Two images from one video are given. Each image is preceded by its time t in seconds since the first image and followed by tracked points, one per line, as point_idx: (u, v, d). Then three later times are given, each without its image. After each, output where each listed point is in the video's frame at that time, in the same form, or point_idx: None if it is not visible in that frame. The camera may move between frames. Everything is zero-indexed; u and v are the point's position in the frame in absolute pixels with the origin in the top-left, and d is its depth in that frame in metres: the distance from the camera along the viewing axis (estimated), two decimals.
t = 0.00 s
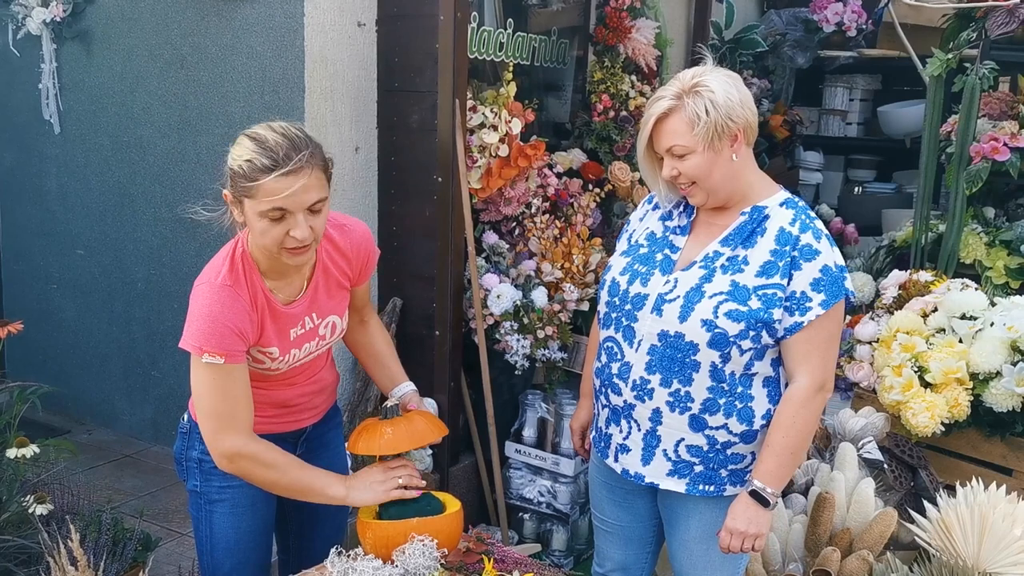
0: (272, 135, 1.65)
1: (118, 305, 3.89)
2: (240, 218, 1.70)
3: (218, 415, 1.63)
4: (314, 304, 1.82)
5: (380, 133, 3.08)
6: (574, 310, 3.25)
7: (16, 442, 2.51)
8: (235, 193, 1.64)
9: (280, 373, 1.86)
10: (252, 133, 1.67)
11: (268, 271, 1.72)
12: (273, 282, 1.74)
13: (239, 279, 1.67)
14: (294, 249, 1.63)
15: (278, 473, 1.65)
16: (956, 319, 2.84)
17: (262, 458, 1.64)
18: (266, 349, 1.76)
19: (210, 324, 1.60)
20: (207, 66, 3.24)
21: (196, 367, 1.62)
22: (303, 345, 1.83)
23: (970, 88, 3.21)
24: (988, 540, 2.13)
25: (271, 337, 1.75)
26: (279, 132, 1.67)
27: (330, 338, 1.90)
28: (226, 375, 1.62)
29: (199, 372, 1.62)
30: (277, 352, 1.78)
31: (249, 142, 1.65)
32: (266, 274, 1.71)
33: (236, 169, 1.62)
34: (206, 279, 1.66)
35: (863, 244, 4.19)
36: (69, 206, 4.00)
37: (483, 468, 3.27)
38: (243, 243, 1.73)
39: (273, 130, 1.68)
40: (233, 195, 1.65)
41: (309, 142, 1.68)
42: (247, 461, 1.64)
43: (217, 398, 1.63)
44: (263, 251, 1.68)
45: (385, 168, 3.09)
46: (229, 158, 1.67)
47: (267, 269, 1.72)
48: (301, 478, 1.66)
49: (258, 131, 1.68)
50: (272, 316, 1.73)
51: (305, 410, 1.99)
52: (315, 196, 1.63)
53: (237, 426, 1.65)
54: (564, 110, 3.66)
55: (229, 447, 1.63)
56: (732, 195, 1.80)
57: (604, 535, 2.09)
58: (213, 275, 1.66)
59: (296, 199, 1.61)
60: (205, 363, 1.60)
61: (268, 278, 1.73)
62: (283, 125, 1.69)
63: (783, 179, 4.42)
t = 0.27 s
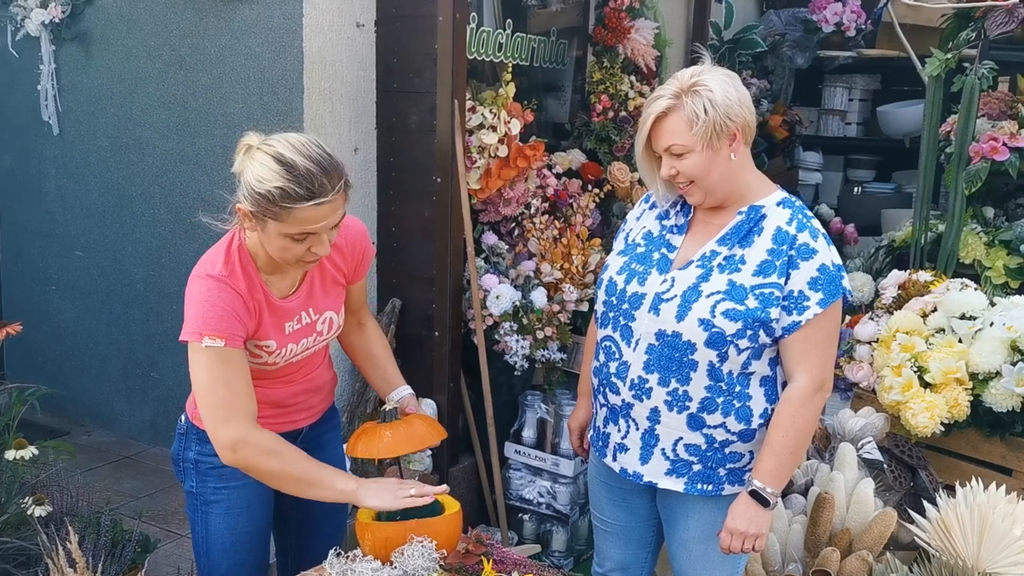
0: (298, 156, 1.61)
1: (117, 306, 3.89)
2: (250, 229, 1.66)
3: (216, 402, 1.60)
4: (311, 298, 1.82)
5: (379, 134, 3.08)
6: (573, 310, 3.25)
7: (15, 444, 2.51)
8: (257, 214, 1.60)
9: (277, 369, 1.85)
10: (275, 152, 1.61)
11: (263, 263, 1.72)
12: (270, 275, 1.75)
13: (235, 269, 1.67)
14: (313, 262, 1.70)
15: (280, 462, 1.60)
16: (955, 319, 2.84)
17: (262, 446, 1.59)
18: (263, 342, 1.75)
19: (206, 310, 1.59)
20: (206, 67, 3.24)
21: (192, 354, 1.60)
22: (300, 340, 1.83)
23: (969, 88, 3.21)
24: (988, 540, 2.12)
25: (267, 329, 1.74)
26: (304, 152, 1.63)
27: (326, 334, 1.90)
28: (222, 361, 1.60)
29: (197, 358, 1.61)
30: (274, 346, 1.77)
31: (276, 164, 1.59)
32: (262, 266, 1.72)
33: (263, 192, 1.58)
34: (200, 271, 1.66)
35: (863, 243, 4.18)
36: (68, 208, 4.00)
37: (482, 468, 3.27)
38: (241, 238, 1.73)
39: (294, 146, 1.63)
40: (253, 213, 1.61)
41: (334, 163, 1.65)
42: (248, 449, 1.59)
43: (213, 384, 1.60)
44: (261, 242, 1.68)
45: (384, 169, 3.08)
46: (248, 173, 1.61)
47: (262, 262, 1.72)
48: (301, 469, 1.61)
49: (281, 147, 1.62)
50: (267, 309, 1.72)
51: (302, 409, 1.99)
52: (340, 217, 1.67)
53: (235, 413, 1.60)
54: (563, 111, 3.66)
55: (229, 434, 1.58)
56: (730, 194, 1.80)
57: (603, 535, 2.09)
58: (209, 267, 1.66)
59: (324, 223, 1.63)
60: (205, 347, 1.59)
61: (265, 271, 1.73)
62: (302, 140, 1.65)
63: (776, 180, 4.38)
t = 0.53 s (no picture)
0: (307, 157, 1.61)
1: (116, 307, 3.89)
2: (255, 230, 1.66)
3: (189, 403, 1.64)
4: (311, 301, 1.82)
5: (379, 134, 3.08)
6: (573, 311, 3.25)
7: (14, 445, 2.50)
8: (264, 214, 1.60)
9: (276, 371, 1.85)
10: (283, 152, 1.61)
11: (266, 266, 1.71)
12: (271, 278, 1.74)
13: (236, 273, 1.66)
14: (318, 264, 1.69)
15: (237, 462, 1.68)
16: (955, 319, 2.84)
17: (222, 447, 1.66)
18: (262, 346, 1.75)
19: (203, 318, 1.60)
20: (205, 67, 3.24)
21: (180, 358, 1.62)
22: (300, 342, 1.82)
23: (969, 88, 3.21)
24: (988, 542, 2.12)
25: (266, 332, 1.74)
26: (313, 153, 1.63)
27: (326, 335, 1.90)
28: (211, 369, 1.62)
29: (184, 365, 1.62)
30: (272, 349, 1.77)
31: (284, 164, 1.59)
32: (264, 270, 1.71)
33: (271, 192, 1.58)
34: (201, 274, 1.66)
35: (863, 243, 4.18)
36: (68, 208, 3.99)
37: (482, 469, 3.27)
38: (244, 241, 1.73)
39: (302, 147, 1.64)
40: (259, 213, 1.60)
41: (342, 165, 1.66)
42: (207, 446, 1.66)
43: (192, 387, 1.63)
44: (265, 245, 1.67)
45: (383, 170, 3.08)
46: (257, 173, 1.61)
47: (265, 265, 1.72)
48: (259, 470, 1.68)
49: (289, 148, 1.63)
50: (267, 312, 1.72)
51: (302, 410, 1.99)
52: (347, 219, 1.67)
53: (205, 414, 1.65)
54: (562, 111, 3.66)
55: (196, 431, 1.65)
56: (728, 193, 1.80)
57: (603, 535, 2.08)
58: (210, 270, 1.66)
59: (332, 225, 1.63)
60: (192, 355, 1.60)
61: (266, 274, 1.73)
62: (310, 141, 1.65)
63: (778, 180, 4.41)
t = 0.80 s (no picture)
0: (302, 162, 1.60)
1: (116, 307, 3.88)
2: (250, 234, 1.66)
3: (201, 412, 1.63)
4: (309, 304, 1.81)
5: (379, 135, 3.07)
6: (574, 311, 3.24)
7: (14, 446, 2.50)
8: (259, 219, 1.59)
9: (276, 374, 1.85)
10: (279, 157, 1.61)
11: (263, 271, 1.71)
12: (269, 282, 1.74)
13: (234, 278, 1.66)
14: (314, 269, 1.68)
15: (258, 473, 1.67)
16: (956, 319, 2.83)
17: (242, 458, 1.65)
18: (260, 350, 1.75)
19: (203, 323, 1.60)
20: (205, 68, 3.23)
21: (185, 365, 1.62)
22: (299, 346, 1.82)
23: (969, 88, 3.20)
24: (989, 543, 2.11)
25: (265, 337, 1.74)
26: (308, 158, 1.62)
27: (325, 338, 1.89)
28: (216, 375, 1.62)
29: (187, 371, 1.62)
30: (271, 353, 1.77)
31: (279, 170, 1.59)
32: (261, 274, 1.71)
33: (266, 197, 1.57)
34: (200, 279, 1.66)
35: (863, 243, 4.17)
36: (67, 208, 3.99)
37: (483, 469, 3.26)
38: (240, 245, 1.72)
39: (298, 151, 1.63)
40: (255, 218, 1.60)
41: (338, 170, 1.65)
42: (227, 458, 1.66)
43: (202, 395, 1.62)
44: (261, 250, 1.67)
45: (383, 170, 3.08)
46: (251, 177, 1.60)
47: (262, 269, 1.71)
48: (278, 480, 1.68)
49: (284, 153, 1.62)
50: (266, 316, 1.72)
51: (301, 411, 1.98)
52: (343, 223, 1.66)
53: (219, 423, 1.64)
54: (562, 111, 3.66)
55: (213, 442, 1.64)
56: (728, 193, 1.79)
57: (603, 535, 2.08)
58: (207, 276, 1.66)
59: (327, 229, 1.63)
60: (195, 362, 1.60)
61: (264, 278, 1.72)
62: (306, 146, 1.65)
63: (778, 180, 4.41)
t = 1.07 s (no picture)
0: (299, 167, 1.60)
1: (117, 308, 3.88)
2: (248, 239, 1.65)
3: (213, 417, 1.64)
4: (310, 306, 1.81)
5: (379, 135, 3.07)
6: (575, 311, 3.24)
7: (14, 446, 2.50)
8: (256, 223, 1.59)
9: (276, 376, 1.85)
10: (277, 161, 1.61)
11: (263, 274, 1.71)
12: (269, 285, 1.73)
13: (234, 282, 1.66)
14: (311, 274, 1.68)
15: (275, 475, 1.68)
16: (958, 318, 2.82)
17: (259, 460, 1.66)
18: (261, 354, 1.75)
19: (204, 328, 1.60)
20: (205, 68, 3.23)
21: (191, 370, 1.63)
22: (299, 348, 1.82)
23: (971, 87, 3.19)
24: (992, 543, 2.11)
25: (266, 340, 1.74)
26: (306, 163, 1.62)
27: (325, 340, 1.89)
28: (222, 379, 1.62)
29: (194, 376, 1.63)
30: (272, 356, 1.77)
31: (276, 174, 1.59)
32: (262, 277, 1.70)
33: (263, 202, 1.57)
34: (200, 283, 1.65)
35: (865, 243, 4.17)
36: (68, 209, 3.99)
37: (483, 470, 3.26)
38: (240, 248, 1.71)
39: (295, 156, 1.63)
40: (252, 223, 1.59)
41: (336, 175, 1.65)
42: (245, 462, 1.66)
43: (211, 399, 1.63)
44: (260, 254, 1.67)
45: (384, 170, 3.08)
46: (249, 182, 1.60)
47: (263, 273, 1.71)
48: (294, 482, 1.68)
49: (283, 157, 1.62)
50: (267, 319, 1.71)
51: (301, 413, 1.98)
52: (341, 229, 1.66)
53: (233, 427, 1.65)
54: (563, 111, 3.66)
55: (229, 446, 1.65)
56: (729, 193, 1.79)
57: (603, 536, 2.07)
58: (207, 279, 1.65)
59: (324, 234, 1.62)
60: (201, 367, 1.60)
61: (264, 281, 1.72)
62: (304, 151, 1.65)
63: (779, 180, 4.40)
